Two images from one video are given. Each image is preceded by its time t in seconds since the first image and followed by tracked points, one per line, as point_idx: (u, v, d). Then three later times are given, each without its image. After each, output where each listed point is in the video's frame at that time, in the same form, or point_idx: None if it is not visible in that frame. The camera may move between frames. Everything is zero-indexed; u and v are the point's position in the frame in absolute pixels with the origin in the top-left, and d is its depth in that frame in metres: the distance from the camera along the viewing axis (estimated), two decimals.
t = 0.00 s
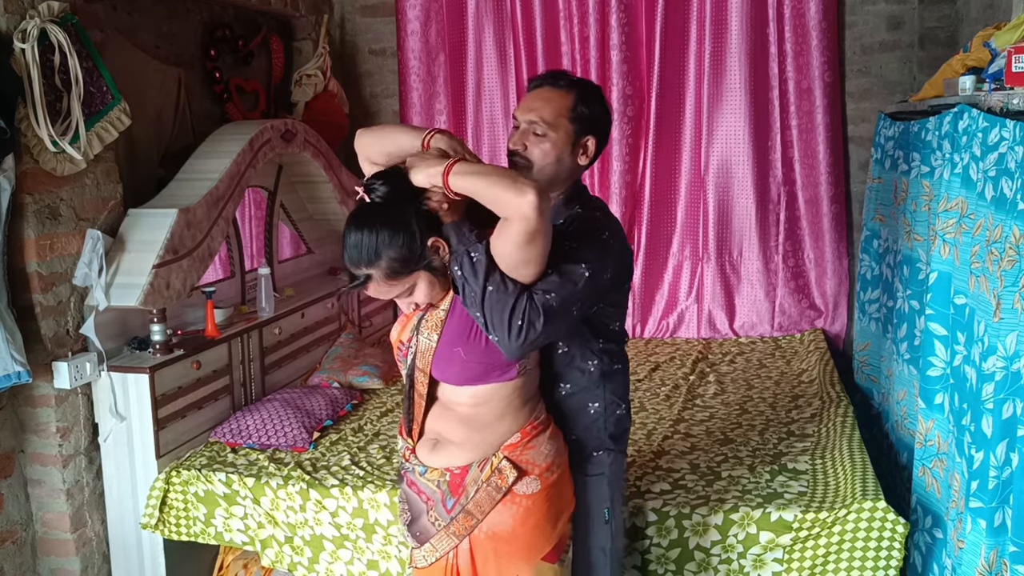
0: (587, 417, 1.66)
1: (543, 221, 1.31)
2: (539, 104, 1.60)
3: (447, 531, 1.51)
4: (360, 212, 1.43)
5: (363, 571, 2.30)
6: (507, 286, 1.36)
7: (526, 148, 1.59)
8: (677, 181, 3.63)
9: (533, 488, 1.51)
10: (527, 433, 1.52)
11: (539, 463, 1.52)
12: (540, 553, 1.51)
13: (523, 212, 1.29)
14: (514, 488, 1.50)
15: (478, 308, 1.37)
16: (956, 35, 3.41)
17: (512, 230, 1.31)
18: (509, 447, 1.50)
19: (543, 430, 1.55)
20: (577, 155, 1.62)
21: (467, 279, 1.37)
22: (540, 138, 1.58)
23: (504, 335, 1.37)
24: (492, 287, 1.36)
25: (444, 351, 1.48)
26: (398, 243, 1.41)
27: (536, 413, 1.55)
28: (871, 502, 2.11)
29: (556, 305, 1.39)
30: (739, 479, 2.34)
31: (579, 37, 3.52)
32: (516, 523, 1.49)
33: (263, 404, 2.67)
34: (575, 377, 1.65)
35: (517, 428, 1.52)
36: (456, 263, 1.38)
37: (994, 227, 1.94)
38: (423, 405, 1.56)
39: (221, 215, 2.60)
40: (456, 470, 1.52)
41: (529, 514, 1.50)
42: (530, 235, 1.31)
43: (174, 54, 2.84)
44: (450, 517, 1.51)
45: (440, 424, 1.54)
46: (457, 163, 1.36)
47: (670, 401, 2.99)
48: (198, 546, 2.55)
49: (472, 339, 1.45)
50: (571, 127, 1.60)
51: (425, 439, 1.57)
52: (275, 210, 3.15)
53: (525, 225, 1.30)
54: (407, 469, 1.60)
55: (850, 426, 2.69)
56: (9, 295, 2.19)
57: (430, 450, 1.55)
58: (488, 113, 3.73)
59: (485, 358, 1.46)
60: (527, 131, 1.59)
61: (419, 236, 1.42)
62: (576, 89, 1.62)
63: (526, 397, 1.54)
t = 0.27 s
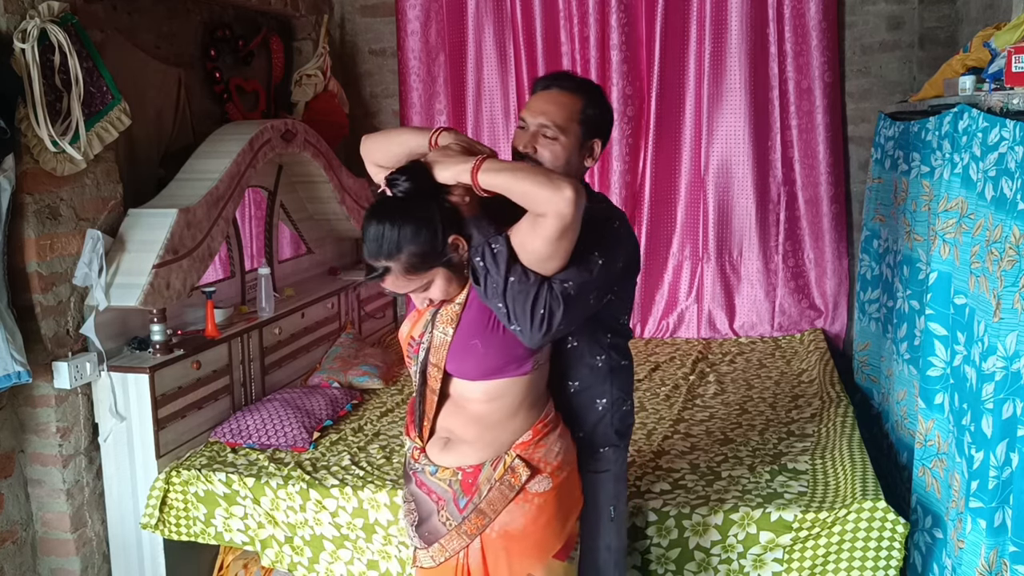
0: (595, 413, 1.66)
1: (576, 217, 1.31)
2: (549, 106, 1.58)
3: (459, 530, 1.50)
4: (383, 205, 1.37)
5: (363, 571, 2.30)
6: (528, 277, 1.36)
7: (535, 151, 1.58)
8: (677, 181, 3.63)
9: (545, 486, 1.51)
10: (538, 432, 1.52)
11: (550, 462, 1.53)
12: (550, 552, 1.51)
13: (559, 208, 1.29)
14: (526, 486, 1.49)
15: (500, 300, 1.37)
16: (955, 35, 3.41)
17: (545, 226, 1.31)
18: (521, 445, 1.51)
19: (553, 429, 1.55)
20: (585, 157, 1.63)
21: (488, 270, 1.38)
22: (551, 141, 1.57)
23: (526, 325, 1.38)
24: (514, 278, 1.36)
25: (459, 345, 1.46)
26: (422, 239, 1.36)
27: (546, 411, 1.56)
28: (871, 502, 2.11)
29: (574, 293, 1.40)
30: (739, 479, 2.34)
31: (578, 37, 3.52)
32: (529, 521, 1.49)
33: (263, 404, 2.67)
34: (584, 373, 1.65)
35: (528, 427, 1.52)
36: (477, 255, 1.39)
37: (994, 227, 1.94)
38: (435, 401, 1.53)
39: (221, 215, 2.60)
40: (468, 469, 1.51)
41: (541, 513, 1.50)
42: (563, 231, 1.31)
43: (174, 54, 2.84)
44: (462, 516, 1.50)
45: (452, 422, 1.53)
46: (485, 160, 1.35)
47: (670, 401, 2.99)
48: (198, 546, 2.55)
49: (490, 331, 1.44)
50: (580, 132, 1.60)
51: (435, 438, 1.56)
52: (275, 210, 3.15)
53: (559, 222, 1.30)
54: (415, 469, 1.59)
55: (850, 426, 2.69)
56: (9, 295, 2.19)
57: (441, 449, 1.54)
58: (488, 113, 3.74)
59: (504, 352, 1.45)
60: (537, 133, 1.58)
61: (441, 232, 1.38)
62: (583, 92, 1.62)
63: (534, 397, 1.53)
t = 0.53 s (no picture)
0: (602, 409, 1.66)
1: (607, 212, 1.30)
2: (566, 110, 1.58)
3: (470, 530, 1.48)
4: (409, 200, 1.35)
5: (363, 571, 2.30)
6: (555, 271, 1.35)
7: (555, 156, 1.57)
8: (677, 181, 3.63)
9: (557, 484, 1.51)
10: (550, 431, 1.52)
11: (561, 460, 1.53)
12: (561, 550, 1.51)
13: (592, 202, 1.28)
14: (539, 485, 1.49)
15: (527, 294, 1.35)
16: (956, 35, 3.41)
17: (576, 221, 1.30)
18: (534, 444, 1.50)
19: (563, 428, 1.55)
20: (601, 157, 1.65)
21: (515, 264, 1.36)
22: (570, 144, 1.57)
23: (554, 320, 1.35)
24: (541, 272, 1.34)
25: (480, 340, 1.42)
26: (451, 232, 1.33)
27: (556, 410, 1.55)
28: (871, 502, 2.11)
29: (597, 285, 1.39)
30: (739, 479, 2.34)
31: (578, 37, 3.53)
32: (541, 520, 1.49)
33: (263, 404, 2.67)
34: (592, 369, 1.65)
35: (540, 426, 1.52)
36: (503, 250, 1.37)
37: (994, 227, 1.94)
38: (449, 397, 1.49)
39: (221, 215, 2.60)
40: (480, 467, 1.50)
41: (552, 511, 1.50)
42: (593, 226, 1.30)
43: (174, 54, 2.84)
44: (474, 515, 1.48)
45: (465, 420, 1.50)
46: (513, 158, 1.35)
47: (670, 401, 2.99)
48: (198, 546, 2.56)
49: (512, 326, 1.41)
50: (595, 134, 1.61)
51: (446, 437, 1.53)
52: (275, 210, 3.15)
53: (590, 217, 1.29)
54: (424, 469, 1.57)
55: (850, 426, 2.69)
56: (9, 295, 2.19)
57: (453, 447, 1.52)
58: (488, 113, 3.74)
59: (524, 347, 1.42)
60: (555, 137, 1.57)
61: (469, 228, 1.36)
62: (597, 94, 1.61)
63: (545, 396, 1.52)
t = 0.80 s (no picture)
0: (611, 403, 1.66)
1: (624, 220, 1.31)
2: (567, 111, 1.57)
3: (495, 528, 1.48)
4: (427, 208, 1.35)
5: (363, 571, 2.30)
6: (575, 275, 1.37)
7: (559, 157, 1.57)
8: (677, 181, 3.63)
9: (579, 479, 1.53)
10: (569, 427, 1.54)
11: (580, 455, 1.55)
12: (582, 543, 1.53)
13: (610, 213, 1.29)
14: (563, 480, 1.51)
15: (551, 299, 1.36)
16: (955, 35, 3.42)
17: (594, 231, 1.31)
18: (555, 440, 1.52)
19: (580, 425, 1.57)
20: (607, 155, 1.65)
21: (536, 270, 1.37)
22: (574, 146, 1.57)
23: (579, 323, 1.36)
24: (563, 277, 1.36)
25: (504, 344, 1.43)
26: (472, 238, 1.33)
27: (573, 407, 1.57)
28: (871, 502, 2.11)
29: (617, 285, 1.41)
30: (739, 479, 2.34)
31: (578, 37, 3.53)
32: (564, 514, 1.50)
33: (263, 404, 2.67)
34: (601, 364, 1.66)
35: (560, 422, 1.53)
36: (522, 257, 1.38)
37: (994, 227, 1.94)
38: (469, 401, 1.49)
39: (221, 215, 2.60)
40: (503, 465, 1.50)
41: (575, 506, 1.52)
42: (611, 234, 1.32)
43: (174, 54, 2.84)
44: (499, 513, 1.48)
45: (485, 420, 1.50)
46: (528, 168, 1.33)
47: (670, 401, 2.99)
48: (198, 546, 2.55)
49: (534, 330, 1.42)
50: (597, 134, 1.61)
51: (465, 437, 1.53)
52: (275, 210, 3.15)
53: (609, 227, 1.30)
54: (442, 470, 1.56)
55: (850, 426, 2.69)
56: (9, 295, 2.19)
57: (472, 447, 1.52)
58: (488, 113, 3.74)
59: (546, 350, 1.44)
60: (558, 139, 1.57)
61: (488, 233, 1.36)
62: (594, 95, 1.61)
63: (563, 393, 1.54)
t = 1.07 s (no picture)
0: (624, 406, 1.66)
1: (602, 228, 1.29)
2: (568, 112, 1.57)
3: (495, 527, 1.49)
4: (419, 220, 1.38)
5: (363, 571, 2.30)
6: (572, 279, 1.36)
7: (564, 158, 1.58)
8: (677, 181, 3.63)
9: (581, 483, 1.51)
10: (574, 430, 1.52)
11: (585, 459, 1.53)
12: (584, 546, 1.51)
13: (585, 221, 1.27)
14: (564, 483, 1.49)
15: (547, 304, 1.35)
16: (955, 35, 3.42)
17: (572, 238, 1.30)
18: (558, 443, 1.50)
19: (587, 428, 1.56)
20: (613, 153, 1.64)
21: (531, 276, 1.36)
22: (576, 146, 1.57)
23: (578, 327, 1.36)
24: (559, 282, 1.35)
25: (503, 350, 1.43)
26: (462, 248, 1.36)
27: (581, 410, 1.55)
28: (871, 502, 2.11)
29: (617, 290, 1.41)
30: (739, 479, 2.34)
31: (578, 37, 3.53)
32: (565, 517, 1.49)
33: (263, 404, 2.67)
34: (614, 367, 1.65)
35: (565, 425, 1.51)
36: (517, 263, 1.38)
37: (994, 227, 1.94)
38: (472, 403, 1.49)
39: (221, 215, 2.59)
40: (505, 466, 1.50)
41: (577, 509, 1.50)
42: (590, 242, 1.30)
43: (174, 54, 2.84)
44: (499, 513, 1.49)
45: (489, 420, 1.49)
46: (514, 169, 1.35)
47: (670, 401, 2.99)
48: (198, 546, 2.55)
49: (533, 336, 1.42)
50: (601, 133, 1.60)
51: (469, 436, 1.52)
52: (275, 210, 3.15)
53: (585, 235, 1.29)
54: (447, 467, 1.56)
55: (850, 426, 2.69)
56: (9, 295, 2.19)
57: (476, 446, 1.50)
58: (488, 114, 3.74)
59: (547, 355, 1.42)
60: (561, 140, 1.57)
61: (480, 240, 1.38)
62: (598, 92, 1.60)
63: (571, 395, 1.51)
